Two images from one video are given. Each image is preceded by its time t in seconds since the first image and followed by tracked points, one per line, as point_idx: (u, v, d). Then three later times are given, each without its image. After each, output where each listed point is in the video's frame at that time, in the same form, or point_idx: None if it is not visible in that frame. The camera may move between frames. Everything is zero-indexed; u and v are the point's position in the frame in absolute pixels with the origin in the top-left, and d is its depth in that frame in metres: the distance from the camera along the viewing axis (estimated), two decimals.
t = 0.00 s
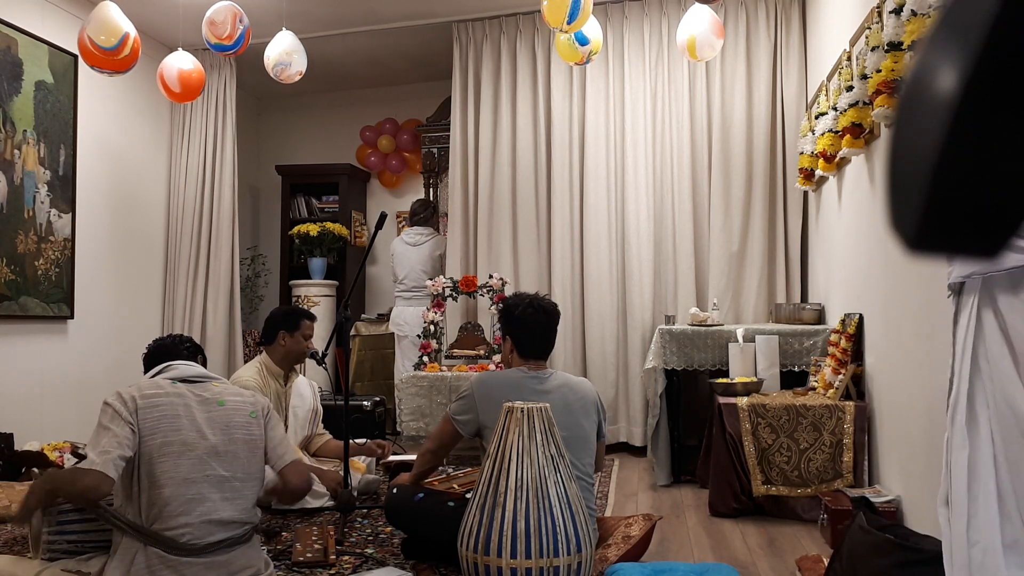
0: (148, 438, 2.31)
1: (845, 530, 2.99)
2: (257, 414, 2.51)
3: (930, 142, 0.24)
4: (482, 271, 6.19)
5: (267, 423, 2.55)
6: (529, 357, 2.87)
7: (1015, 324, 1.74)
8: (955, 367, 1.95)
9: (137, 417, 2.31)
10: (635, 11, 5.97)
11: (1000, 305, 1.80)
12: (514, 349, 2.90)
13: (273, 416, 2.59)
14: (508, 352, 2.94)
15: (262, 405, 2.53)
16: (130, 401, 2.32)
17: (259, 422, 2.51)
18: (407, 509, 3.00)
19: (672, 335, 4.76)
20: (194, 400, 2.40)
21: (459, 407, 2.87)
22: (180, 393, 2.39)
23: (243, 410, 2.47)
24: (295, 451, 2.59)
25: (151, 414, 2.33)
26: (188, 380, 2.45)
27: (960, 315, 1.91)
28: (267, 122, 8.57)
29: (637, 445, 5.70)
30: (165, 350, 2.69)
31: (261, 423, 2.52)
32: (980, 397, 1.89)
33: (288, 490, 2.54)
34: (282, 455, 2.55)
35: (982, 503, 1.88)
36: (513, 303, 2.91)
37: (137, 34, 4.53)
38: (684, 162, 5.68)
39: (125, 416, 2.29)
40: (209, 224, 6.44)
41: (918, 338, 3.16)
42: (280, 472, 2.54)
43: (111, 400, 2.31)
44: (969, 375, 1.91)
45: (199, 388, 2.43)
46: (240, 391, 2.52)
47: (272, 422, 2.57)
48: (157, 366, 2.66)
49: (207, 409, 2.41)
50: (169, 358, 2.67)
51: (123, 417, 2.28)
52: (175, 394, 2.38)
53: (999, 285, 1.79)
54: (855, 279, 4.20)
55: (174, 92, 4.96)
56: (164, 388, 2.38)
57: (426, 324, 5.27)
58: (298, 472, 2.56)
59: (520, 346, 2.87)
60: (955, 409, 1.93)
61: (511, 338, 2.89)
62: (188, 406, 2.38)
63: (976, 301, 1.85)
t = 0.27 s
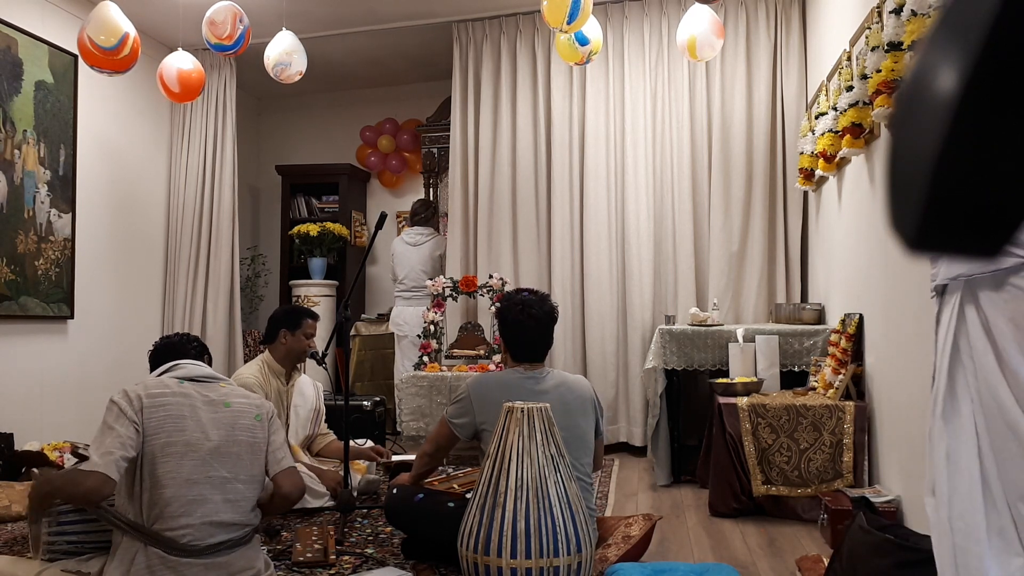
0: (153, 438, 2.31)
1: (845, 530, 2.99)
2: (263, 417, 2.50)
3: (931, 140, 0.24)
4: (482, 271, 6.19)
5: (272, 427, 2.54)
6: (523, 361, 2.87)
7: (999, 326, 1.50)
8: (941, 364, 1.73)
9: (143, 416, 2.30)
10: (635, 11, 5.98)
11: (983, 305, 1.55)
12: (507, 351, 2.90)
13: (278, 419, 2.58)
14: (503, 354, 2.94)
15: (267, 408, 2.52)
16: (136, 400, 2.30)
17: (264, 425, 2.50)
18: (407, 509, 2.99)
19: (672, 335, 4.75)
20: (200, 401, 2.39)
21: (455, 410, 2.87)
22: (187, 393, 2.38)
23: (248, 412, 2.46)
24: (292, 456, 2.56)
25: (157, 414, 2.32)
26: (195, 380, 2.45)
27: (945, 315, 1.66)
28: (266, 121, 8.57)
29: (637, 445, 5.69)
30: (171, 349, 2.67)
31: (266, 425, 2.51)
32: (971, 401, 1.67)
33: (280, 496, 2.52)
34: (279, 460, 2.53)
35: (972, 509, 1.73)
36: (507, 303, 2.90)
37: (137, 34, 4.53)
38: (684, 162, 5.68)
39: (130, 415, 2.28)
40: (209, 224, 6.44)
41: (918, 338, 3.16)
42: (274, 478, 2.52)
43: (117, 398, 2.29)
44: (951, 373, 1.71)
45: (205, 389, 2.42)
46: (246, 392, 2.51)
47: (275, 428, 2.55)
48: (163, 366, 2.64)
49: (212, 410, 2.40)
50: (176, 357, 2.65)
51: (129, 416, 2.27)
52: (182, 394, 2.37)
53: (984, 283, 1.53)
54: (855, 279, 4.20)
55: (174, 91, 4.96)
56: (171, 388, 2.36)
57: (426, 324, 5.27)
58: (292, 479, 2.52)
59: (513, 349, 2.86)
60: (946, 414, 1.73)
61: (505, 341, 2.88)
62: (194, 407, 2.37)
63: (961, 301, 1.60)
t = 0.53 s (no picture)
0: (153, 437, 2.31)
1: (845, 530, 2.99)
2: (264, 416, 2.49)
3: (931, 141, 0.24)
4: (482, 271, 6.19)
5: (273, 425, 2.54)
6: (526, 360, 2.87)
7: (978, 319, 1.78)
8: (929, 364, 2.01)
9: (143, 416, 2.30)
10: (635, 11, 5.97)
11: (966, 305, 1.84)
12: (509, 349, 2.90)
13: (279, 418, 2.58)
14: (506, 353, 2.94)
15: (268, 407, 2.52)
16: (136, 400, 2.30)
17: (265, 424, 2.49)
18: (407, 509, 2.99)
19: (672, 335, 4.76)
20: (200, 400, 2.39)
21: (457, 408, 2.87)
22: (187, 392, 2.38)
23: (249, 411, 2.46)
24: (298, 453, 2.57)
25: (157, 413, 2.32)
26: (196, 380, 2.45)
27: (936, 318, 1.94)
28: (267, 121, 8.57)
29: (637, 445, 5.69)
30: (173, 349, 2.66)
31: (267, 424, 2.51)
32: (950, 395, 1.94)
33: (284, 496, 2.52)
34: (285, 457, 2.53)
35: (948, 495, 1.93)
36: (510, 302, 2.89)
37: (137, 34, 4.53)
38: (684, 162, 5.68)
39: (130, 415, 2.27)
40: (209, 224, 6.44)
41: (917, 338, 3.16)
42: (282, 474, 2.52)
43: (117, 398, 2.29)
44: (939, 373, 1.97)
45: (206, 388, 2.42)
46: (247, 391, 2.51)
47: (277, 424, 2.56)
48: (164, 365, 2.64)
49: (213, 410, 2.40)
50: (178, 357, 2.65)
51: (128, 415, 2.26)
52: (182, 394, 2.37)
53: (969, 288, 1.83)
54: (855, 279, 4.20)
55: (174, 91, 4.96)
56: (171, 388, 2.36)
57: (426, 323, 5.27)
58: (300, 476, 2.52)
59: (515, 350, 2.86)
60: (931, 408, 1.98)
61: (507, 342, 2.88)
62: (194, 407, 2.37)
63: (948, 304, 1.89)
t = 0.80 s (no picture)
0: (154, 437, 2.30)
1: (845, 530, 2.99)
2: (264, 418, 2.50)
3: (931, 141, 0.24)
4: (482, 271, 6.19)
5: (273, 426, 2.54)
6: (531, 360, 2.86)
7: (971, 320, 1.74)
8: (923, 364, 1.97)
9: (145, 415, 2.30)
10: (635, 11, 5.97)
11: (961, 306, 1.80)
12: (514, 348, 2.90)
13: (279, 420, 2.58)
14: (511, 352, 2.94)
15: (269, 408, 2.52)
16: (138, 399, 2.30)
17: (266, 426, 2.49)
18: (407, 509, 3.00)
19: (672, 335, 4.76)
20: (202, 400, 2.39)
21: (461, 406, 2.88)
22: (189, 392, 2.38)
23: (249, 412, 2.46)
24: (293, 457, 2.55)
25: (159, 413, 2.31)
26: (198, 379, 2.45)
27: (931, 317, 1.90)
28: (267, 121, 8.57)
29: (637, 445, 5.70)
30: (175, 347, 2.65)
31: (268, 426, 2.51)
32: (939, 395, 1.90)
33: (281, 495, 2.51)
34: (280, 459, 2.52)
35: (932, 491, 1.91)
36: (516, 301, 2.88)
37: (137, 34, 4.53)
38: (684, 163, 5.68)
39: (132, 413, 2.27)
40: (209, 224, 6.45)
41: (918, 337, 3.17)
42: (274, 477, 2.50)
43: (119, 395, 2.29)
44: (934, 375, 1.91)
45: (208, 388, 2.42)
46: (248, 393, 2.51)
47: (276, 426, 2.56)
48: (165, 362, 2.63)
49: (214, 410, 2.40)
50: (179, 356, 2.64)
51: (131, 413, 2.26)
52: (184, 393, 2.37)
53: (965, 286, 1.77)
54: (855, 279, 4.20)
55: (174, 92, 4.96)
56: (173, 387, 2.36)
57: (426, 323, 5.27)
58: (292, 478, 2.50)
59: (521, 349, 2.85)
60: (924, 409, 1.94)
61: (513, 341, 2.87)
62: (196, 407, 2.37)
63: (943, 304, 1.85)
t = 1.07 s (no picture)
0: (154, 439, 2.31)
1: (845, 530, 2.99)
2: (264, 418, 2.49)
3: (932, 141, 0.24)
4: (482, 271, 6.19)
5: (273, 428, 2.54)
6: (530, 360, 2.86)
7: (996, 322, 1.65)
8: (934, 367, 1.86)
9: (143, 417, 2.30)
10: (635, 11, 5.97)
11: (980, 305, 1.70)
12: (514, 350, 2.89)
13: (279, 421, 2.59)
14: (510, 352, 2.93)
15: (269, 409, 2.52)
16: (136, 401, 2.30)
17: (265, 426, 2.49)
18: (408, 509, 3.00)
19: (672, 335, 4.76)
20: (200, 401, 2.39)
21: (461, 408, 2.88)
22: (187, 393, 2.38)
23: (249, 414, 2.46)
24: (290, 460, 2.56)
25: (158, 415, 2.32)
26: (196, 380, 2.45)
27: (945, 318, 1.80)
28: (267, 121, 8.57)
29: (637, 445, 5.70)
30: (175, 347, 2.65)
31: (267, 426, 2.51)
32: (956, 401, 1.79)
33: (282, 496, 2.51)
34: (278, 464, 2.52)
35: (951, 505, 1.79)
36: (516, 301, 2.87)
37: (137, 34, 4.53)
38: (684, 163, 5.68)
39: (130, 418, 2.28)
40: (209, 224, 6.46)
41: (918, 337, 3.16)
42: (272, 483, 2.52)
43: (117, 400, 2.29)
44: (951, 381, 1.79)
45: (206, 389, 2.42)
46: (248, 394, 2.51)
47: (276, 427, 2.56)
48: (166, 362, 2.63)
49: (214, 411, 2.40)
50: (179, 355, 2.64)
51: (128, 417, 2.27)
52: (182, 395, 2.37)
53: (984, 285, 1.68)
54: (855, 279, 4.20)
55: (173, 92, 4.96)
56: (172, 389, 2.36)
57: (426, 323, 5.27)
58: (289, 486, 2.51)
59: (520, 349, 2.85)
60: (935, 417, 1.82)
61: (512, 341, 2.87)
62: (195, 408, 2.37)
63: (960, 304, 1.74)
